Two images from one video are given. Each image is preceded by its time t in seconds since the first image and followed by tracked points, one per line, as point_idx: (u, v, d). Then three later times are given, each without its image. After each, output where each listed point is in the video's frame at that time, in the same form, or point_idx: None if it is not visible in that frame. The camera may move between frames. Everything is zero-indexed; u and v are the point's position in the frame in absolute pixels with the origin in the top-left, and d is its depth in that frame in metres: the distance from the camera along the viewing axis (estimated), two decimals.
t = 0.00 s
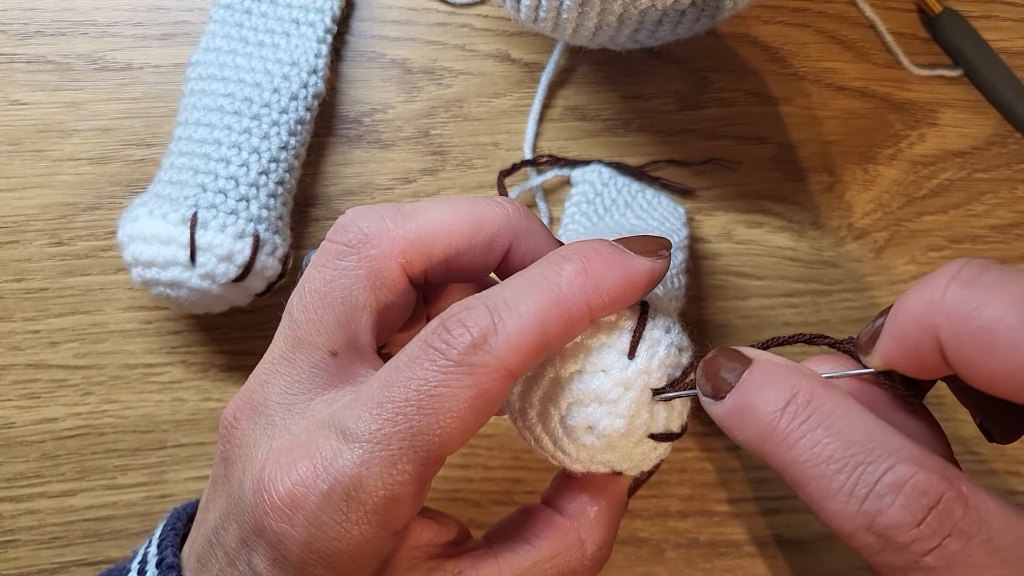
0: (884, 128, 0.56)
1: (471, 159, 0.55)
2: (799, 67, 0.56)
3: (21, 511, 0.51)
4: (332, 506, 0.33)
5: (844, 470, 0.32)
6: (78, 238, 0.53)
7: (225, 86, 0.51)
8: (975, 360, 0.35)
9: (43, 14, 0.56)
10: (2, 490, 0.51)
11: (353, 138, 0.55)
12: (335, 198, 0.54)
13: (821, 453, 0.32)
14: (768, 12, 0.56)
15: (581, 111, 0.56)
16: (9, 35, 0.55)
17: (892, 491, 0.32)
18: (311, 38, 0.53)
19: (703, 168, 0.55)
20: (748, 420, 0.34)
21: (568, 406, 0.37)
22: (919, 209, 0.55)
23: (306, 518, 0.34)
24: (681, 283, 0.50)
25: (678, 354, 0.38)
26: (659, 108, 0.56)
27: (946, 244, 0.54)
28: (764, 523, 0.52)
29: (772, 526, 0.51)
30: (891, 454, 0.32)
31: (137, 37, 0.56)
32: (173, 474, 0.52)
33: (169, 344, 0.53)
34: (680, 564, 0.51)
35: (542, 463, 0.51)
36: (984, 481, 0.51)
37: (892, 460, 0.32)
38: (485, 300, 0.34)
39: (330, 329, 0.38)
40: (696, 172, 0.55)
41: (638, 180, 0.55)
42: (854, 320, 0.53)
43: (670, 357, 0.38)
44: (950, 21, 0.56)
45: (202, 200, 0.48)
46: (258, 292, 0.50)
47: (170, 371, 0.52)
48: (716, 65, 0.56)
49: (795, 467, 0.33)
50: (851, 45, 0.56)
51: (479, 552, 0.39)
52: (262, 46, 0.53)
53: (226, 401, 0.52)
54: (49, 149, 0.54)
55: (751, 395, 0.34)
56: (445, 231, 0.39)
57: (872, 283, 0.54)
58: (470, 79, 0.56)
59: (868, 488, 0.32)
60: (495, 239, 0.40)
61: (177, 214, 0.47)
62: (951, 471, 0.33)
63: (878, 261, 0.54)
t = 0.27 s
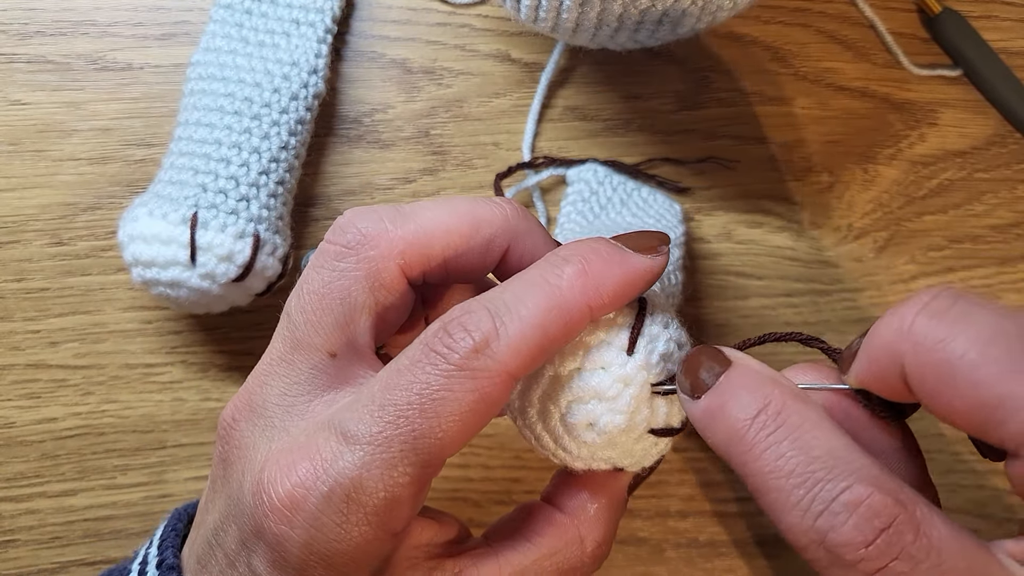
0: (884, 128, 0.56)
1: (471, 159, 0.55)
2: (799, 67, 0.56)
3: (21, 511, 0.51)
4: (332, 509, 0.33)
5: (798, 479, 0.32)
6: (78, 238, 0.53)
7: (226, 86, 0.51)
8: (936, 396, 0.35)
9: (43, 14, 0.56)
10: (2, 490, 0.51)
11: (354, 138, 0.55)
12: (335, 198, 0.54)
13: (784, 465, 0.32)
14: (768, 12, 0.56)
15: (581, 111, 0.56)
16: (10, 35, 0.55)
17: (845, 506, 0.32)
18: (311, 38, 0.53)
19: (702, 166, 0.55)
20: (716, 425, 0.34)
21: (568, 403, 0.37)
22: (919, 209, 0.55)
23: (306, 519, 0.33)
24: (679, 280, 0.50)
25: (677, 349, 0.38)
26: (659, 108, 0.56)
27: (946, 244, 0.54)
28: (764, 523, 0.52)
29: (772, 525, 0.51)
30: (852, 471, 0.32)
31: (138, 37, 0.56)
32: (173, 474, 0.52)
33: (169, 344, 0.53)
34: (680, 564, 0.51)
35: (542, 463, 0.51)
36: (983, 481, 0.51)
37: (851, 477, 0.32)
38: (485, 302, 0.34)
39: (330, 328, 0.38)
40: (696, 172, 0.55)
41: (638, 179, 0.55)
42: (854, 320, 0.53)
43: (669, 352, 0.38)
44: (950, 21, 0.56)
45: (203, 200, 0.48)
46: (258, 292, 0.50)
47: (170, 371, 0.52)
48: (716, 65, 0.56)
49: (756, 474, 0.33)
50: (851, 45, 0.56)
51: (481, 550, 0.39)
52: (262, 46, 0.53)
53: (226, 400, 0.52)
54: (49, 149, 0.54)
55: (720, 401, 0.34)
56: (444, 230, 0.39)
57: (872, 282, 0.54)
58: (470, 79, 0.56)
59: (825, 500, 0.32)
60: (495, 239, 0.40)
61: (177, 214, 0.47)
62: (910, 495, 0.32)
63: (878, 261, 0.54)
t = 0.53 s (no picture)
0: (884, 128, 0.56)
1: (471, 159, 0.55)
2: (799, 67, 0.56)
3: (21, 511, 0.51)
4: (327, 534, 0.34)
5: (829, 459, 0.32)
6: (78, 238, 0.53)
7: (226, 86, 0.51)
8: (872, 403, 0.35)
9: (43, 14, 0.56)
10: (3, 490, 0.51)
11: (353, 138, 0.55)
12: (336, 198, 0.54)
13: (821, 438, 0.32)
14: (768, 11, 0.56)
15: (581, 111, 0.56)
16: (10, 35, 0.55)
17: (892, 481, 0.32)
18: (311, 38, 0.53)
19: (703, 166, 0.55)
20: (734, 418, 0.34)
21: (600, 423, 0.37)
22: (920, 209, 0.55)
23: (302, 542, 0.35)
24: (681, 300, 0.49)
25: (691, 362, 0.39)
26: (659, 108, 0.56)
27: (946, 244, 0.54)
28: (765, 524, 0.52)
29: (773, 526, 0.51)
30: (889, 446, 0.33)
31: (137, 37, 0.56)
32: (173, 474, 0.52)
33: (169, 344, 0.53)
34: (681, 564, 0.51)
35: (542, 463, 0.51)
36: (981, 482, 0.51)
37: (889, 452, 0.33)
38: (490, 330, 0.34)
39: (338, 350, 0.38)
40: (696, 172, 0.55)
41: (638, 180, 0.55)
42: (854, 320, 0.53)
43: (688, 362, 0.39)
44: (950, 21, 0.56)
45: (202, 200, 0.48)
46: (258, 292, 0.50)
47: (170, 371, 0.52)
48: (717, 65, 0.56)
49: (795, 471, 0.33)
50: (851, 44, 0.56)
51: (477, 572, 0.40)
52: (262, 46, 0.52)
53: (226, 401, 0.52)
54: (49, 149, 0.54)
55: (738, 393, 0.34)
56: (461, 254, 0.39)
57: (872, 282, 0.54)
58: (470, 79, 0.56)
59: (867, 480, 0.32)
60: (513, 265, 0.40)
61: (177, 214, 0.48)
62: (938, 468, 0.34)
63: (878, 261, 0.54)
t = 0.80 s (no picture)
0: (884, 127, 0.56)
1: (471, 158, 0.55)
2: (799, 67, 0.56)
3: (20, 512, 0.51)
4: (330, 538, 0.36)
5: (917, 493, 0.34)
6: (76, 238, 0.53)
7: (225, 86, 0.51)
8: (924, 391, 0.38)
9: (42, 13, 0.56)
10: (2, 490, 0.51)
11: (353, 138, 0.55)
12: (335, 198, 0.54)
13: (890, 473, 0.34)
14: (768, 11, 0.56)
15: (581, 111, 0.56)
16: (9, 34, 0.55)
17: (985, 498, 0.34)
18: (310, 37, 0.53)
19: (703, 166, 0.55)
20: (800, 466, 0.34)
21: (638, 501, 0.33)
22: (920, 208, 0.55)
23: (305, 546, 0.36)
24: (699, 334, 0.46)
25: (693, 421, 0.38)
26: (659, 108, 0.56)
27: (946, 244, 0.54)
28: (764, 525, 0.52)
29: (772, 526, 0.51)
30: (956, 463, 0.35)
31: (137, 36, 0.56)
32: (172, 474, 0.52)
33: (168, 344, 0.53)
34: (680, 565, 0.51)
35: (542, 464, 0.51)
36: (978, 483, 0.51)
37: (958, 470, 0.34)
38: (516, 346, 0.35)
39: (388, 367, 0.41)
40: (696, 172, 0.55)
41: (638, 179, 0.55)
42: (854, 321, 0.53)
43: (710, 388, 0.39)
44: (950, 20, 0.56)
45: (202, 200, 0.48)
46: (257, 292, 0.50)
47: (169, 371, 0.52)
48: (717, 65, 0.56)
49: (870, 507, 0.35)
50: (851, 44, 0.56)
51: None
52: (261, 45, 0.52)
53: (225, 401, 0.52)
54: (48, 149, 0.54)
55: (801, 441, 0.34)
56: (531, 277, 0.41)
57: (872, 283, 0.54)
58: (470, 78, 0.56)
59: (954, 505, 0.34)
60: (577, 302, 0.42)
61: (176, 214, 0.47)
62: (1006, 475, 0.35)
63: (878, 261, 0.54)
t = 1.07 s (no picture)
0: (885, 127, 0.56)
1: (471, 158, 0.55)
2: (799, 67, 0.56)
3: (20, 511, 0.51)
4: (318, 547, 0.36)
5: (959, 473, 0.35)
6: (76, 238, 0.53)
7: (225, 86, 0.51)
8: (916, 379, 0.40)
9: (42, 13, 0.56)
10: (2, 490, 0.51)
11: (353, 138, 0.55)
12: (335, 198, 0.54)
13: (947, 438, 0.35)
14: (768, 11, 0.56)
15: (582, 111, 0.55)
16: (9, 34, 0.55)
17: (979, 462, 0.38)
18: (310, 37, 0.53)
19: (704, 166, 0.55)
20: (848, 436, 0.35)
21: (661, 543, 0.32)
22: (920, 208, 0.55)
23: (289, 549, 0.37)
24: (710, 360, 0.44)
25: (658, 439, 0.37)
26: (659, 108, 0.55)
27: (947, 244, 0.54)
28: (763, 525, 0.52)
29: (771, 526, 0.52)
30: (997, 434, 0.37)
31: (136, 36, 0.56)
32: (172, 474, 0.52)
33: (168, 344, 0.53)
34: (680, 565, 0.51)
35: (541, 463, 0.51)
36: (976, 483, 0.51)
37: (999, 439, 0.37)
38: (516, 372, 0.35)
39: (391, 384, 0.39)
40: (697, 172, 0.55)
41: (638, 179, 0.55)
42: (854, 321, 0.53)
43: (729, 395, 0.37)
44: (951, 20, 0.56)
45: (202, 200, 0.48)
46: (257, 292, 0.50)
47: (169, 371, 0.52)
48: (717, 65, 0.56)
49: (932, 475, 0.35)
50: (852, 44, 0.56)
51: None
52: (261, 45, 0.52)
53: (225, 400, 0.52)
54: (48, 149, 0.54)
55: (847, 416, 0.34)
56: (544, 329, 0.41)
57: (872, 283, 0.54)
58: (470, 78, 0.56)
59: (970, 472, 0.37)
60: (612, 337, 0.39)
61: (176, 213, 0.47)
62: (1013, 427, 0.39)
63: (878, 261, 0.54)
